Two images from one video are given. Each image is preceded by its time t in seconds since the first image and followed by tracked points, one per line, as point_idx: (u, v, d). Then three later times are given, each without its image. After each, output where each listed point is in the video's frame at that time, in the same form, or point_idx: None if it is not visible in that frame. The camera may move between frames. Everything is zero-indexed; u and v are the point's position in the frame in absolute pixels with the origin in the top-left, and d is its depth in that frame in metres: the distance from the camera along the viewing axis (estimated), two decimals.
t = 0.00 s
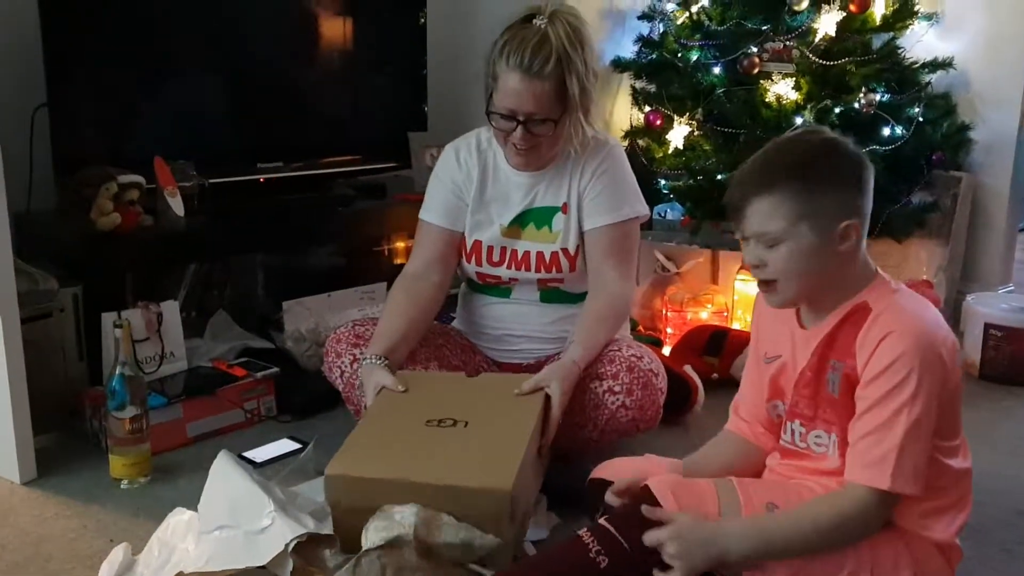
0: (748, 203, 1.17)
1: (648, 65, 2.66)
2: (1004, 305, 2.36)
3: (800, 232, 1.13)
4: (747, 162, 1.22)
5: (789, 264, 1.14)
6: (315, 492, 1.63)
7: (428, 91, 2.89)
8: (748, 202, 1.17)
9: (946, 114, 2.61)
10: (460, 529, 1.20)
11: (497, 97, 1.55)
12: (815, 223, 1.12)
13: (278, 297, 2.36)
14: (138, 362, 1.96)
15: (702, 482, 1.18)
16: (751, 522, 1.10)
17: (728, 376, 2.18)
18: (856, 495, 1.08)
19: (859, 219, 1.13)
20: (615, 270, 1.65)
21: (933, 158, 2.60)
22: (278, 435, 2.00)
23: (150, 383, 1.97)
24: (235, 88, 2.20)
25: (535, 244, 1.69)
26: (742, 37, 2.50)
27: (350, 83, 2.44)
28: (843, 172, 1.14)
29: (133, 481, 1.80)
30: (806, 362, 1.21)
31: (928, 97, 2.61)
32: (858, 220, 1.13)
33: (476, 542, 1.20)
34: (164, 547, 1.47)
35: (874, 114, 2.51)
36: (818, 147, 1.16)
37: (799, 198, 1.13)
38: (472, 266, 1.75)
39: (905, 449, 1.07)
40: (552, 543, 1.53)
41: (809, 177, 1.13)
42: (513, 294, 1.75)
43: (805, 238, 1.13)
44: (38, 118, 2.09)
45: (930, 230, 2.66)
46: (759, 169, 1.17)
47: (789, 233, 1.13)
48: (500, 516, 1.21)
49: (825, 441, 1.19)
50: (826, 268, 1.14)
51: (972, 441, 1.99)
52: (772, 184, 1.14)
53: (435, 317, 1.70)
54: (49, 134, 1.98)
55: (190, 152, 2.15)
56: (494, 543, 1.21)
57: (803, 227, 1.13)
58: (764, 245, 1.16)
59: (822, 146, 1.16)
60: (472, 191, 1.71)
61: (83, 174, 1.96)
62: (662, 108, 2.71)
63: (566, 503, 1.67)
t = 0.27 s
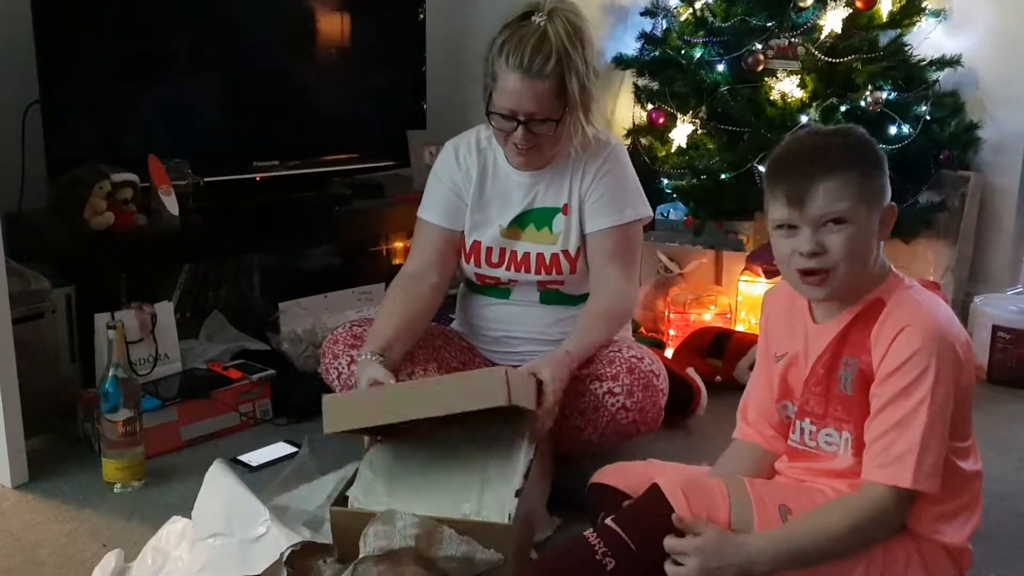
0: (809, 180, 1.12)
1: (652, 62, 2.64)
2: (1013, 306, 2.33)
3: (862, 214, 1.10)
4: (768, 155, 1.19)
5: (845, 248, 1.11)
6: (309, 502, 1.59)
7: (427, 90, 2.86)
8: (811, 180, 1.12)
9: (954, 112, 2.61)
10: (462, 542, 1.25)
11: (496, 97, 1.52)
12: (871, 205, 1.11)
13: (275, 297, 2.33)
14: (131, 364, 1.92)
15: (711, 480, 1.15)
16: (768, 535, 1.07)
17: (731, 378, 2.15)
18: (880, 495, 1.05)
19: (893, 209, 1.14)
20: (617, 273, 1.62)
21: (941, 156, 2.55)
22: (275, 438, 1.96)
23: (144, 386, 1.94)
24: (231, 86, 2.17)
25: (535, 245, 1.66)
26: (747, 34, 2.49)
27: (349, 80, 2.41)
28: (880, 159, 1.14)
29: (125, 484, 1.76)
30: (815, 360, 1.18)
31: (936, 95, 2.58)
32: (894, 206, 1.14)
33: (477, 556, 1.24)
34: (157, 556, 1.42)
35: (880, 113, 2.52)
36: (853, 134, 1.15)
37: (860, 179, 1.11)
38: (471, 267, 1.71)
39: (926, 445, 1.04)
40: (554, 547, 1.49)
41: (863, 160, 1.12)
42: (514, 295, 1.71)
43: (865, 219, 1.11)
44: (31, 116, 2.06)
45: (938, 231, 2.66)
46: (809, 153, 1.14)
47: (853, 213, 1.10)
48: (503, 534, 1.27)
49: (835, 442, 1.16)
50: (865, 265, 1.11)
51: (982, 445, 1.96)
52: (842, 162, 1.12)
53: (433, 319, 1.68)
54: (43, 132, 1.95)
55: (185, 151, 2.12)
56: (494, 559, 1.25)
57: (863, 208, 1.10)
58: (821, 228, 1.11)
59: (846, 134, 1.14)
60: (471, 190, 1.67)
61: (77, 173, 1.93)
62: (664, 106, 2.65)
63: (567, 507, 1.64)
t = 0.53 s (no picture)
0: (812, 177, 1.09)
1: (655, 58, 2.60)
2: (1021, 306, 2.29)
3: (865, 214, 1.07)
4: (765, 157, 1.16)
5: (850, 246, 1.07)
6: (306, 507, 1.55)
7: (426, 86, 2.83)
8: (817, 177, 1.09)
9: (963, 108, 2.58)
10: (461, 548, 1.21)
11: (501, 98, 1.49)
12: (873, 205, 1.08)
13: (271, 297, 2.30)
14: (125, 364, 1.89)
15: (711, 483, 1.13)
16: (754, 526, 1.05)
17: (735, 380, 2.11)
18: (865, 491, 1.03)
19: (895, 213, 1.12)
20: (626, 278, 1.61)
21: (950, 153, 2.60)
22: (271, 440, 1.93)
23: (137, 387, 1.90)
24: (226, 83, 2.13)
25: (537, 248, 1.62)
26: (751, 28, 2.46)
27: (347, 77, 2.38)
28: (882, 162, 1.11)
29: (119, 488, 1.72)
30: (814, 365, 1.15)
31: (945, 91, 2.56)
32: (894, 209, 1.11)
33: (477, 562, 1.20)
34: (150, 559, 1.39)
35: (887, 109, 2.46)
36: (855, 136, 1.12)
37: (861, 179, 1.08)
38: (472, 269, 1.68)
39: (910, 445, 1.01)
40: (556, 551, 1.46)
41: (868, 159, 1.09)
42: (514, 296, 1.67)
43: (869, 219, 1.07)
44: (23, 113, 2.03)
45: (947, 229, 2.66)
46: (814, 152, 1.11)
47: (859, 212, 1.07)
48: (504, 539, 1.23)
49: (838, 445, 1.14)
50: (868, 270, 1.08)
51: (991, 447, 1.93)
52: (846, 161, 1.09)
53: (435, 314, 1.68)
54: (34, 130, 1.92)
55: (181, 149, 2.09)
56: (495, 566, 1.21)
57: (866, 208, 1.07)
58: (824, 228, 1.08)
59: (845, 135, 1.12)
60: (473, 191, 1.64)
61: (69, 171, 1.89)
62: (668, 102, 2.63)
63: (568, 512, 1.60)
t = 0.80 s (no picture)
0: (817, 168, 1.05)
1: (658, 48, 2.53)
2: None
3: (871, 207, 1.03)
4: (769, 155, 1.12)
5: (853, 238, 1.03)
6: (300, 513, 1.49)
7: (425, 80, 2.77)
8: (816, 168, 1.05)
9: (977, 102, 2.55)
10: (461, 554, 1.16)
11: (522, 99, 1.43)
12: (877, 198, 1.04)
13: (266, 297, 2.25)
14: (115, 365, 1.84)
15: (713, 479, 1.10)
16: (744, 498, 1.02)
17: (742, 382, 2.07)
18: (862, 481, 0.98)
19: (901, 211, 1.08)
20: (630, 277, 1.53)
21: (963, 147, 2.52)
22: (265, 443, 1.87)
23: (128, 388, 1.85)
24: (219, 76, 2.08)
25: (544, 249, 1.57)
26: (758, 19, 2.40)
27: (345, 72, 2.33)
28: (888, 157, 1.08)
29: (111, 493, 1.65)
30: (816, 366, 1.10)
31: (958, 84, 2.55)
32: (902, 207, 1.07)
33: (477, 567, 1.15)
34: (142, 564, 1.34)
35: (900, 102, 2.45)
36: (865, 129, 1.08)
37: (863, 171, 1.04)
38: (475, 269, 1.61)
39: (909, 438, 0.97)
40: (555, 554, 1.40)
41: (875, 151, 1.06)
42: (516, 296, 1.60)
43: (876, 212, 1.03)
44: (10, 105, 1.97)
45: (959, 227, 2.62)
46: (820, 142, 1.07)
47: (862, 205, 1.03)
48: (500, 544, 1.18)
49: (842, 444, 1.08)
50: (873, 267, 1.04)
51: (1006, 448, 1.88)
52: (851, 151, 1.05)
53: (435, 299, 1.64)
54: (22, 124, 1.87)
55: (172, 143, 2.04)
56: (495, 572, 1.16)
57: (872, 203, 1.03)
58: (825, 220, 1.04)
59: (853, 127, 1.08)
60: (479, 188, 1.58)
61: (55, 166, 1.83)
62: (674, 96, 2.57)
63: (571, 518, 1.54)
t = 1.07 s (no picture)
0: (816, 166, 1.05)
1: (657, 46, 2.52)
2: None
3: (872, 202, 1.03)
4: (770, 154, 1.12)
5: (859, 233, 1.03)
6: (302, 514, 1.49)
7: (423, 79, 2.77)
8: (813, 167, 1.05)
9: (977, 100, 2.56)
10: (459, 549, 1.17)
11: (531, 100, 1.43)
12: (878, 195, 1.03)
13: (266, 296, 2.24)
14: (115, 365, 1.84)
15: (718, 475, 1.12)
16: (756, 496, 1.02)
17: (742, 380, 2.06)
18: (877, 498, 0.98)
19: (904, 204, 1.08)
20: (586, 280, 1.45)
21: (963, 145, 2.52)
22: (265, 442, 1.87)
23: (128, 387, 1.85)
24: (218, 75, 2.08)
25: (532, 251, 1.56)
26: (758, 17, 2.41)
27: (345, 71, 2.33)
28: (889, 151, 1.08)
29: (111, 492, 1.65)
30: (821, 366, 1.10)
31: (957, 82, 2.54)
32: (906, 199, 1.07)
33: (476, 563, 1.16)
34: (143, 565, 1.34)
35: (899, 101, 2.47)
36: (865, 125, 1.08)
37: (864, 172, 1.04)
38: (468, 264, 1.63)
39: (930, 446, 0.97)
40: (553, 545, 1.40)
41: (876, 145, 1.06)
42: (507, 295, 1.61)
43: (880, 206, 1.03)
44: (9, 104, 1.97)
45: (959, 224, 2.64)
46: (822, 138, 1.06)
47: (866, 200, 1.03)
48: (498, 536, 1.18)
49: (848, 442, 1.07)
50: (873, 267, 1.04)
51: (1007, 445, 1.88)
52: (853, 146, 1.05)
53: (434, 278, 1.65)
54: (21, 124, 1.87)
55: (172, 143, 2.04)
56: (495, 567, 1.17)
57: (876, 197, 1.03)
58: (825, 217, 1.04)
59: (860, 125, 1.07)
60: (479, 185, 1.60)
61: (55, 166, 1.83)
62: (672, 94, 2.55)
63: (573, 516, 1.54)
